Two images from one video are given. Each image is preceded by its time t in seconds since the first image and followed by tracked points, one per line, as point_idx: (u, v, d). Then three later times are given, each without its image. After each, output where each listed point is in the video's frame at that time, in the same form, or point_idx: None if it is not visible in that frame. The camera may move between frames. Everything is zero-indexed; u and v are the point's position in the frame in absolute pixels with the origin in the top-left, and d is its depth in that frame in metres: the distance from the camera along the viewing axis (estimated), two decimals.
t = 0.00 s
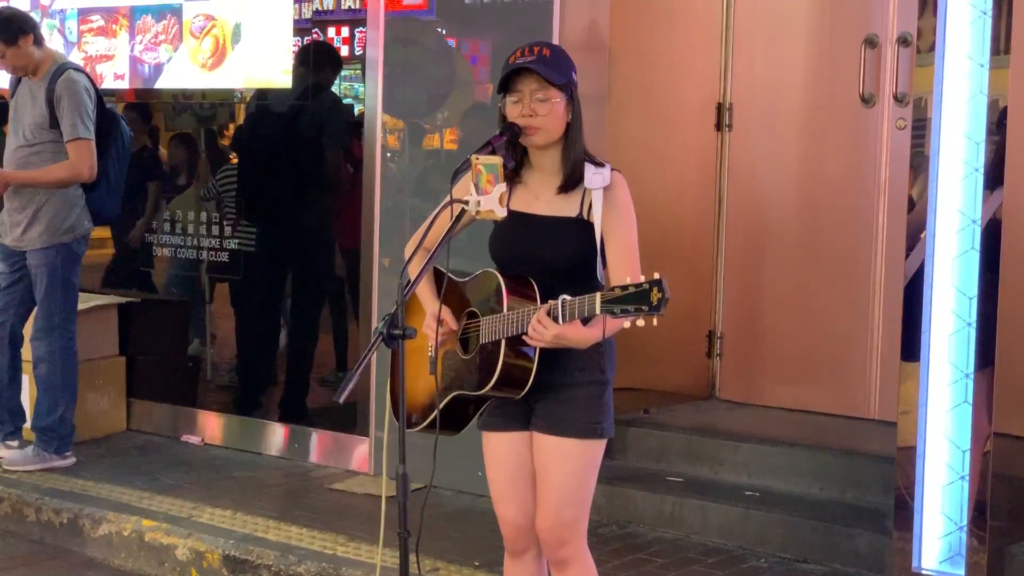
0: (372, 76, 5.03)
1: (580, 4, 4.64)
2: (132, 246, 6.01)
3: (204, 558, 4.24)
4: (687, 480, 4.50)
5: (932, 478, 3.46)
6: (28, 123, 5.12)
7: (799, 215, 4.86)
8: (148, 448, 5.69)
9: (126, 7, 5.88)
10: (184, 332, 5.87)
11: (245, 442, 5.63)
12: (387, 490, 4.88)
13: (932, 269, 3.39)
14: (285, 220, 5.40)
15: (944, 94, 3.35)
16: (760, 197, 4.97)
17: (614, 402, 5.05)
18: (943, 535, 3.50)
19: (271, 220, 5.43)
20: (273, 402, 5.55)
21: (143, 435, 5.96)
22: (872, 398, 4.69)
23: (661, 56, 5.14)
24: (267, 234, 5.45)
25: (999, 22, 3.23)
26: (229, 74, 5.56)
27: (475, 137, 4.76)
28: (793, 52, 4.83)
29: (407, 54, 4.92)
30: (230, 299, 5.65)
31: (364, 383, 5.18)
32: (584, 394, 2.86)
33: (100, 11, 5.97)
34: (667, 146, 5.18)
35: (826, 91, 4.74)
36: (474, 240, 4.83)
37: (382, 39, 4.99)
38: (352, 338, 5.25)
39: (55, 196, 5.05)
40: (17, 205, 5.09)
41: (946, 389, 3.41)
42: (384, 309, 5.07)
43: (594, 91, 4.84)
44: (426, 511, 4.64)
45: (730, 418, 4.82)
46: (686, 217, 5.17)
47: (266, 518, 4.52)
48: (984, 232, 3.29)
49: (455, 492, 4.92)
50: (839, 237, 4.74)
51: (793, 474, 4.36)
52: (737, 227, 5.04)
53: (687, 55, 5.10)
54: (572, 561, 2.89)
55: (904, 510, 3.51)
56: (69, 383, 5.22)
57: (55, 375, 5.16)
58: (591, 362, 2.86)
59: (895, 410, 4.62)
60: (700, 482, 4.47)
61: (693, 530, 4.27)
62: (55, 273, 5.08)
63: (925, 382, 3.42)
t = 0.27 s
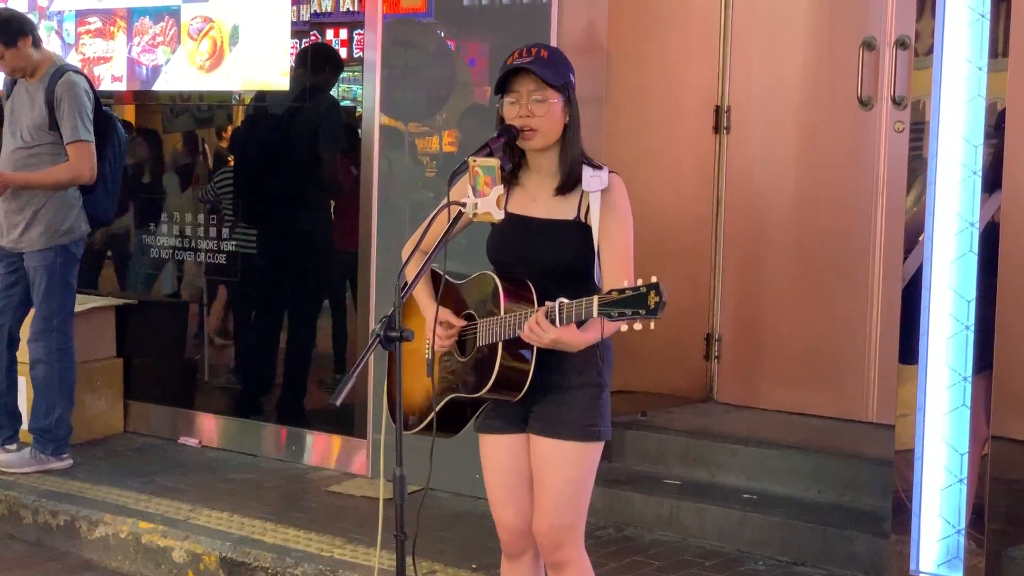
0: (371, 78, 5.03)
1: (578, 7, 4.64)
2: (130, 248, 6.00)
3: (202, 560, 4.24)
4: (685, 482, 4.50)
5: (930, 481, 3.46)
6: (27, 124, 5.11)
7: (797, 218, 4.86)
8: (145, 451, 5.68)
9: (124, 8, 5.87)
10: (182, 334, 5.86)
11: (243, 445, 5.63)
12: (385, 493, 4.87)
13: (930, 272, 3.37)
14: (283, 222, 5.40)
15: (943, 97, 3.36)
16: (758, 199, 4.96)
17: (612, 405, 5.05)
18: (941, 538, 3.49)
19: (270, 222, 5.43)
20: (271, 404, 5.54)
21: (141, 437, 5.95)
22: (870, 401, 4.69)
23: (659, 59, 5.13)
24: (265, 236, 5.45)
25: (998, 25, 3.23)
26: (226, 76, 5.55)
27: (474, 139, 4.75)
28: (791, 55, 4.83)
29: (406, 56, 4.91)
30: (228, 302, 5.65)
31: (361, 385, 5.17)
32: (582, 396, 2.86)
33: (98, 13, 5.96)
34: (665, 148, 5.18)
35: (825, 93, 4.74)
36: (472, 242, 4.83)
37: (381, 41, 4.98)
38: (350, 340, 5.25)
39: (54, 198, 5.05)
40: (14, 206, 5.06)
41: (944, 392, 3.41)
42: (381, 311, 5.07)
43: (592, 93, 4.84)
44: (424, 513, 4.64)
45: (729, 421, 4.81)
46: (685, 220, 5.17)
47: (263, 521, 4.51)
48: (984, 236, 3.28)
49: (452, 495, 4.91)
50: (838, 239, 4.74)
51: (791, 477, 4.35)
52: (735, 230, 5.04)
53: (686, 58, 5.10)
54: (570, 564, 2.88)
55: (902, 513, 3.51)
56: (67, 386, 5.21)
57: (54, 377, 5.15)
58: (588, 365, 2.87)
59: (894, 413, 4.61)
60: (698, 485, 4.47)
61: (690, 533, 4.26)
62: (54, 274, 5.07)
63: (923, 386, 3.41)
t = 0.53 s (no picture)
0: (366, 76, 5.02)
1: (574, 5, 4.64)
2: (124, 246, 5.99)
3: (197, 558, 4.23)
4: (681, 480, 4.50)
5: (926, 478, 3.45)
6: (22, 122, 5.08)
7: (793, 215, 4.86)
8: (141, 449, 5.68)
9: (119, 6, 5.86)
10: (177, 332, 5.86)
11: (238, 443, 5.62)
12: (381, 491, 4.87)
13: (925, 270, 3.38)
14: (279, 220, 5.40)
15: (939, 93, 3.35)
16: (754, 197, 4.97)
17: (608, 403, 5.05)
18: (936, 535, 3.48)
19: (266, 220, 5.43)
20: (267, 402, 5.54)
21: (136, 436, 5.94)
22: (866, 399, 4.69)
23: (654, 56, 5.13)
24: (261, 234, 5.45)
25: (994, 22, 3.23)
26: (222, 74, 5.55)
27: (470, 137, 4.74)
28: (787, 53, 4.83)
29: (402, 55, 4.89)
30: (223, 300, 5.64)
31: (357, 383, 5.17)
32: (578, 393, 2.85)
33: (92, 10, 5.94)
34: (661, 146, 5.17)
35: (821, 91, 4.74)
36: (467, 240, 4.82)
37: (376, 40, 4.97)
38: (346, 338, 5.25)
39: (49, 195, 5.05)
40: (9, 203, 5.02)
41: (940, 388, 3.40)
42: (377, 309, 5.06)
43: (588, 91, 4.84)
44: (419, 511, 4.64)
45: (724, 419, 4.81)
46: (680, 218, 5.17)
47: (258, 518, 4.50)
48: (979, 233, 3.27)
49: (448, 492, 4.91)
50: (833, 237, 4.73)
51: (787, 475, 4.35)
52: (731, 228, 5.04)
53: (682, 56, 5.09)
54: (565, 561, 2.88)
55: (897, 509, 3.51)
56: (62, 383, 5.21)
57: (49, 375, 5.14)
58: (583, 362, 2.86)
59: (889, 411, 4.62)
60: (694, 482, 4.47)
61: (686, 530, 4.26)
62: (50, 272, 5.07)
63: (919, 383, 3.41)
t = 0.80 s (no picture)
0: (362, 74, 5.02)
1: (569, 2, 4.63)
2: (119, 243, 5.99)
3: (192, 556, 4.23)
4: (676, 477, 4.50)
5: (920, 474, 3.46)
6: (19, 119, 5.09)
7: (788, 212, 4.86)
8: (136, 446, 5.68)
9: (114, 3, 5.86)
10: (173, 329, 5.85)
11: (234, 440, 5.62)
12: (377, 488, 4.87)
13: (920, 266, 3.39)
14: (275, 217, 5.40)
15: (933, 90, 3.35)
16: (749, 194, 4.97)
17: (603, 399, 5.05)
18: (931, 531, 3.50)
19: (262, 217, 5.44)
20: (262, 399, 5.54)
21: (132, 433, 5.95)
22: (861, 396, 4.69)
23: (649, 52, 5.13)
24: (257, 231, 5.45)
25: (987, 18, 3.23)
26: (217, 70, 5.54)
27: (465, 135, 4.74)
28: (782, 50, 4.83)
29: (396, 52, 4.90)
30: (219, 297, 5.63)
31: (352, 380, 5.17)
32: (572, 389, 2.84)
33: (87, 8, 5.95)
34: (656, 143, 5.17)
35: (816, 87, 4.74)
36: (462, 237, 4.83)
37: (371, 37, 4.97)
38: (341, 335, 5.25)
39: (45, 193, 5.04)
40: (5, 201, 5.04)
41: (934, 385, 3.41)
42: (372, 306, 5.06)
43: (583, 88, 4.84)
44: (414, 508, 4.64)
45: (720, 415, 4.81)
46: (676, 215, 5.17)
47: (254, 516, 4.50)
48: (973, 229, 3.27)
49: (443, 489, 4.91)
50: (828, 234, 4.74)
51: (782, 471, 4.35)
52: (726, 224, 5.04)
53: (677, 53, 5.09)
54: (559, 558, 2.88)
55: (892, 507, 3.51)
56: (58, 381, 5.20)
57: (46, 373, 5.15)
58: (577, 359, 2.85)
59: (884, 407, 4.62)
60: (689, 479, 4.47)
61: (681, 527, 4.26)
62: (46, 270, 5.06)
63: (913, 379, 3.42)
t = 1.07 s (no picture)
0: (359, 72, 5.03)
1: None
2: (116, 240, 6.00)
3: (189, 552, 4.23)
4: (672, 474, 4.50)
5: (917, 471, 3.46)
6: (18, 116, 5.08)
7: (785, 210, 4.86)
8: (133, 443, 5.68)
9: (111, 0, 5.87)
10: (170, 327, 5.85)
11: (231, 437, 5.62)
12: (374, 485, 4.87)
13: (917, 264, 3.39)
14: (272, 215, 5.40)
15: (930, 88, 3.35)
16: (747, 192, 4.98)
17: (600, 397, 5.04)
18: (927, 529, 3.49)
19: (259, 215, 5.42)
20: (259, 397, 5.54)
21: (129, 430, 5.94)
22: (858, 393, 4.69)
23: (647, 50, 5.12)
24: (254, 229, 5.45)
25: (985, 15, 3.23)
26: (213, 68, 5.54)
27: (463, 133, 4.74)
28: (780, 48, 4.83)
29: (393, 50, 4.89)
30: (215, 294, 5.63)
31: (349, 378, 5.17)
32: (567, 386, 2.83)
33: (84, 5, 5.96)
34: (653, 142, 5.17)
35: (814, 86, 4.74)
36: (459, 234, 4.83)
37: (368, 36, 4.97)
38: (338, 333, 5.25)
39: (40, 191, 5.04)
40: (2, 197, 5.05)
41: (931, 382, 3.41)
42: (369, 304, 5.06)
43: (580, 86, 4.84)
44: (411, 506, 4.63)
45: (716, 413, 4.81)
46: (673, 213, 5.17)
47: (250, 513, 4.50)
48: (970, 226, 3.29)
49: (440, 487, 4.91)
50: (826, 232, 4.74)
51: (779, 469, 4.35)
52: (724, 223, 5.05)
53: (675, 52, 5.09)
54: (555, 555, 2.86)
55: (889, 504, 3.51)
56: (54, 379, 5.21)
57: (42, 370, 5.15)
58: (574, 354, 2.84)
59: (881, 405, 4.62)
60: (685, 477, 4.47)
61: (678, 524, 4.26)
62: (41, 267, 5.06)
63: (910, 376, 3.42)
